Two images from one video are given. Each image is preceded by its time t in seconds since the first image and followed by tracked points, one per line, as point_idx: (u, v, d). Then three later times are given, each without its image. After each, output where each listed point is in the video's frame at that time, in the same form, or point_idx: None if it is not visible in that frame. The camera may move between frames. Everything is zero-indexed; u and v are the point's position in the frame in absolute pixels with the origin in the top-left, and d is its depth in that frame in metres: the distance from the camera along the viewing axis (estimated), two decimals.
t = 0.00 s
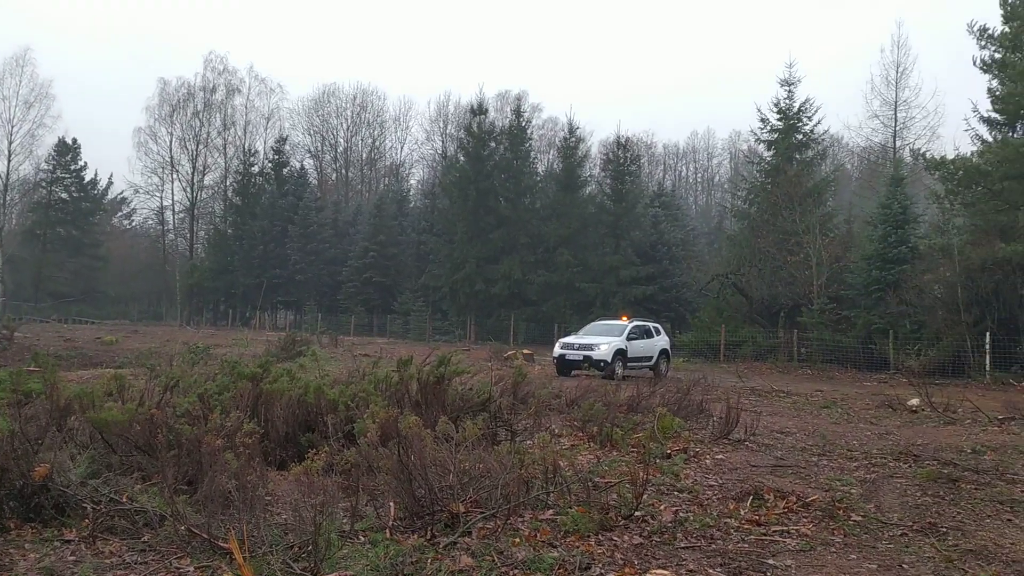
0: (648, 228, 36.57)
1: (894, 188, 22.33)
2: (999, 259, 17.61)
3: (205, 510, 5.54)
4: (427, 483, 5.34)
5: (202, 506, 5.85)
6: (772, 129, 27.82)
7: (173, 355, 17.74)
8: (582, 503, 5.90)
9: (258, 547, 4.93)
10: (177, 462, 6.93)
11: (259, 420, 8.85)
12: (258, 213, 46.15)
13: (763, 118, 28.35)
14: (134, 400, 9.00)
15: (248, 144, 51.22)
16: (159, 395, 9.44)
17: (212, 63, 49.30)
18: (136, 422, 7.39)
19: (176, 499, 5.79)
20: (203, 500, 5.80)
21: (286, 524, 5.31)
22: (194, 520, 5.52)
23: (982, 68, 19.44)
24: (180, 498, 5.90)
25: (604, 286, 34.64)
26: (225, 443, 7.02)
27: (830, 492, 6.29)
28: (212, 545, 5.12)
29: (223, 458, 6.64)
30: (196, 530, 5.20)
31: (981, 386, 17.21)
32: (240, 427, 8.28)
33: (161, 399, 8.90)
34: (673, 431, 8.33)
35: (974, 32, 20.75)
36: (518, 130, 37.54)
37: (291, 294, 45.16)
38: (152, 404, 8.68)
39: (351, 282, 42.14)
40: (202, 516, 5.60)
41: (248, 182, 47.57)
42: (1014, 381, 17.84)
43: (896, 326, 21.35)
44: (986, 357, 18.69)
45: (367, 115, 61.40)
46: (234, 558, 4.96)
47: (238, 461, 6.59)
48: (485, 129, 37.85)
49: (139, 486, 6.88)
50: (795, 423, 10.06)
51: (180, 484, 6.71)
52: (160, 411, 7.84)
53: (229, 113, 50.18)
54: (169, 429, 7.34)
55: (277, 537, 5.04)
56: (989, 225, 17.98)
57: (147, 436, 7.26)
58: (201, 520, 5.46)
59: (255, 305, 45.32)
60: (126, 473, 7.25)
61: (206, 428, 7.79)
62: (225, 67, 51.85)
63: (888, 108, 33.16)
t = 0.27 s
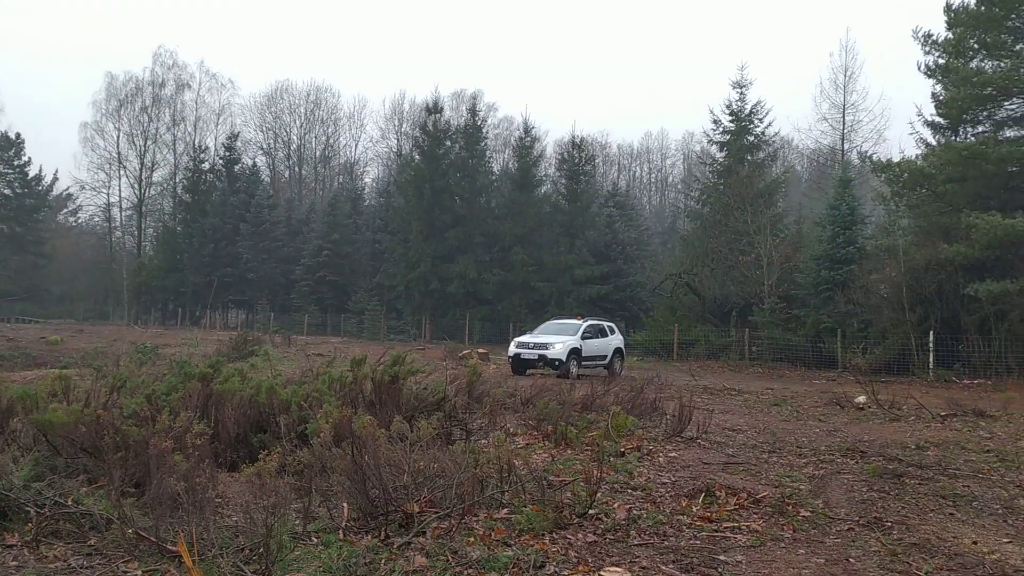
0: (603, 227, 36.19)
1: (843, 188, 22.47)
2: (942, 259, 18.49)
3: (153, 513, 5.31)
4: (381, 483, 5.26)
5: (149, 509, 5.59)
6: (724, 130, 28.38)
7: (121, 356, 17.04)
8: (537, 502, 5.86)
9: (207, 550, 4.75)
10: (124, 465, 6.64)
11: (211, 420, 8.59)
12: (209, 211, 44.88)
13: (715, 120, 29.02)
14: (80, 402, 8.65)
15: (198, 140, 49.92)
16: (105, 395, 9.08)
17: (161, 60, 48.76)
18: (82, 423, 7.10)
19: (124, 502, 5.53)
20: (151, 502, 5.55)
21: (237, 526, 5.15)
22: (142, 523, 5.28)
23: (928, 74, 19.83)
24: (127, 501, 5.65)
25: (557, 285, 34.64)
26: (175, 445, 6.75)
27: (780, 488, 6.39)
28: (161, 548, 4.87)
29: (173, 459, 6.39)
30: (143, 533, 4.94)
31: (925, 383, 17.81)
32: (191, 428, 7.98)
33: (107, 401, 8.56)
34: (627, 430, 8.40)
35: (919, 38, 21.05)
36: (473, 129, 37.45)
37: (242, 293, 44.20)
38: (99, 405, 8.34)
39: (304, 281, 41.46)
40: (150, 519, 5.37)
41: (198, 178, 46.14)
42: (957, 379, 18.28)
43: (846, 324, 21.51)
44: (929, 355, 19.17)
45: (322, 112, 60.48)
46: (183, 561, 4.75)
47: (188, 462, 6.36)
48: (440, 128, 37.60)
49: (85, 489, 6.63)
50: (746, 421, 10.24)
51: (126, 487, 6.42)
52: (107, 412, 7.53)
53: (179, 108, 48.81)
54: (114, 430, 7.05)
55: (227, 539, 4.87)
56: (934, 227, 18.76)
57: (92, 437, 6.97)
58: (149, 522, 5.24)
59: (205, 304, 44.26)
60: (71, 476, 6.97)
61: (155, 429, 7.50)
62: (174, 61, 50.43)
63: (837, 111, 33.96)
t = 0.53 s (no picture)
0: (555, 226, 36.45)
1: (790, 191, 23.26)
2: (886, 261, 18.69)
3: (96, 517, 5.11)
4: (332, 483, 5.15)
5: (92, 512, 5.35)
6: (675, 133, 29.19)
7: (62, 355, 16.46)
8: (488, 501, 5.75)
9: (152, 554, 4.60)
10: (66, 468, 6.41)
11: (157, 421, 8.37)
12: (156, 208, 43.47)
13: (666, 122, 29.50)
14: (18, 403, 8.32)
15: (145, 136, 48.67)
16: (45, 397, 8.75)
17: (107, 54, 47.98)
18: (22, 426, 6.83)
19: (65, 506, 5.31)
20: (93, 505, 5.34)
21: (184, 529, 5.00)
22: (85, 528, 5.08)
23: (873, 78, 20.12)
24: (68, 505, 5.41)
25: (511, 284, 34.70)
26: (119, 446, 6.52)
27: (729, 485, 6.42)
28: (103, 552, 4.68)
29: (116, 461, 6.19)
30: (85, 537, 4.75)
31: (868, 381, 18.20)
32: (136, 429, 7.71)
33: (47, 401, 8.25)
34: (578, 428, 8.43)
35: (866, 42, 21.32)
36: (427, 128, 37.22)
37: (190, 291, 43.25)
38: (38, 406, 8.02)
39: (254, 279, 40.77)
40: (92, 523, 5.17)
41: (144, 174, 44.34)
42: (899, 377, 18.63)
43: (793, 322, 21.74)
44: (873, 353, 19.45)
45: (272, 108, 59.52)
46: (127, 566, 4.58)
47: (132, 464, 6.14)
48: (394, 126, 37.22)
49: (26, 493, 6.41)
50: (696, 419, 10.36)
51: (69, 489, 6.21)
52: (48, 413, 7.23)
53: (124, 103, 47.49)
54: (56, 432, 6.80)
55: (173, 543, 4.68)
56: (877, 228, 19.10)
57: (33, 441, 6.71)
58: (91, 527, 5.04)
59: (151, 302, 43.25)
60: (10, 480, 6.74)
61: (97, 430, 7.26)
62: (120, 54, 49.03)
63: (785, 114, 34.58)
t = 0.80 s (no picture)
0: (510, 225, 36.36)
1: (741, 192, 23.65)
2: (834, 261, 18.79)
3: (37, 522, 4.94)
4: (281, 484, 5.03)
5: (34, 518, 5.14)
6: (629, 133, 29.54)
7: None
8: (442, 500, 5.67)
9: (96, 559, 4.50)
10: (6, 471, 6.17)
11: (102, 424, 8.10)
12: (102, 206, 42.55)
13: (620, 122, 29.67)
14: None
15: (91, 132, 47.75)
16: None
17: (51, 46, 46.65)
18: None
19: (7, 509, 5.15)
20: (36, 508, 5.16)
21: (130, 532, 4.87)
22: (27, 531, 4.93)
23: (822, 81, 20.42)
24: (10, 509, 5.18)
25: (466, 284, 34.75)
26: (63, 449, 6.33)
27: (681, 482, 6.45)
28: (46, 556, 4.56)
29: (58, 463, 5.98)
30: (26, 541, 4.60)
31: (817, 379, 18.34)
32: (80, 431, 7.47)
33: None
34: (533, 427, 8.16)
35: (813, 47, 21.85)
36: (381, 126, 36.97)
37: (136, 290, 42.34)
38: None
39: (202, 278, 40.03)
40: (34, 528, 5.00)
41: (89, 171, 43.59)
42: (847, 375, 18.81)
43: (743, 321, 21.89)
44: (821, 352, 19.45)
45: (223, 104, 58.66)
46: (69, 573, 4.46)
47: (75, 467, 5.91)
48: (347, 123, 36.79)
49: None
50: (648, 418, 10.40)
51: (10, 493, 6.02)
52: None
53: (70, 98, 46.49)
54: None
55: (118, 546, 4.58)
56: (826, 229, 19.13)
57: None
58: (35, 531, 4.89)
59: (95, 301, 42.22)
60: None
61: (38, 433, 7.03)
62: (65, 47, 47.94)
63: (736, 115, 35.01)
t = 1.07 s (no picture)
0: (460, 225, 35.77)
1: (687, 193, 23.53)
2: (777, 263, 18.99)
3: None
4: (223, 486, 4.94)
5: None
6: (578, 133, 29.15)
7: None
8: (388, 502, 5.60)
9: (31, 565, 4.39)
10: None
11: (37, 428, 7.69)
12: (40, 204, 41.67)
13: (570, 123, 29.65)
14: None
15: (28, 127, 46.65)
16: None
17: None
18: None
19: None
20: None
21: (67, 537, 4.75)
22: None
23: (767, 86, 20.67)
24: None
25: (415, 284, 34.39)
26: None
27: (627, 481, 6.47)
28: None
29: None
30: None
31: (761, 379, 18.31)
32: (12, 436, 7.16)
33: None
34: (480, 427, 8.30)
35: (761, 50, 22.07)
36: (328, 124, 36.47)
37: (75, 289, 41.38)
38: None
39: (144, 278, 39.22)
40: None
41: (26, 167, 42.69)
42: (790, 375, 19.02)
43: (690, 322, 22.19)
44: (764, 352, 19.75)
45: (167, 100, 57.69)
46: None
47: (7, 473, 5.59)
48: (294, 121, 36.20)
49: None
50: (596, 417, 10.47)
51: None
52: None
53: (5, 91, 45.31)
54: None
55: (54, 553, 4.51)
56: (769, 230, 19.38)
57: None
58: None
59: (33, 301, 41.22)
60: None
61: None
62: None
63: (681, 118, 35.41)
